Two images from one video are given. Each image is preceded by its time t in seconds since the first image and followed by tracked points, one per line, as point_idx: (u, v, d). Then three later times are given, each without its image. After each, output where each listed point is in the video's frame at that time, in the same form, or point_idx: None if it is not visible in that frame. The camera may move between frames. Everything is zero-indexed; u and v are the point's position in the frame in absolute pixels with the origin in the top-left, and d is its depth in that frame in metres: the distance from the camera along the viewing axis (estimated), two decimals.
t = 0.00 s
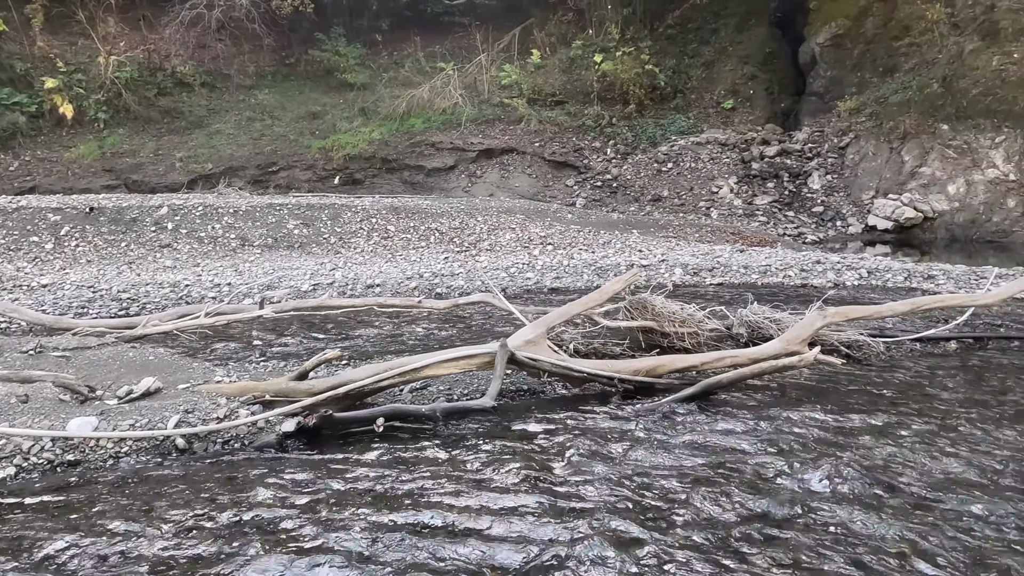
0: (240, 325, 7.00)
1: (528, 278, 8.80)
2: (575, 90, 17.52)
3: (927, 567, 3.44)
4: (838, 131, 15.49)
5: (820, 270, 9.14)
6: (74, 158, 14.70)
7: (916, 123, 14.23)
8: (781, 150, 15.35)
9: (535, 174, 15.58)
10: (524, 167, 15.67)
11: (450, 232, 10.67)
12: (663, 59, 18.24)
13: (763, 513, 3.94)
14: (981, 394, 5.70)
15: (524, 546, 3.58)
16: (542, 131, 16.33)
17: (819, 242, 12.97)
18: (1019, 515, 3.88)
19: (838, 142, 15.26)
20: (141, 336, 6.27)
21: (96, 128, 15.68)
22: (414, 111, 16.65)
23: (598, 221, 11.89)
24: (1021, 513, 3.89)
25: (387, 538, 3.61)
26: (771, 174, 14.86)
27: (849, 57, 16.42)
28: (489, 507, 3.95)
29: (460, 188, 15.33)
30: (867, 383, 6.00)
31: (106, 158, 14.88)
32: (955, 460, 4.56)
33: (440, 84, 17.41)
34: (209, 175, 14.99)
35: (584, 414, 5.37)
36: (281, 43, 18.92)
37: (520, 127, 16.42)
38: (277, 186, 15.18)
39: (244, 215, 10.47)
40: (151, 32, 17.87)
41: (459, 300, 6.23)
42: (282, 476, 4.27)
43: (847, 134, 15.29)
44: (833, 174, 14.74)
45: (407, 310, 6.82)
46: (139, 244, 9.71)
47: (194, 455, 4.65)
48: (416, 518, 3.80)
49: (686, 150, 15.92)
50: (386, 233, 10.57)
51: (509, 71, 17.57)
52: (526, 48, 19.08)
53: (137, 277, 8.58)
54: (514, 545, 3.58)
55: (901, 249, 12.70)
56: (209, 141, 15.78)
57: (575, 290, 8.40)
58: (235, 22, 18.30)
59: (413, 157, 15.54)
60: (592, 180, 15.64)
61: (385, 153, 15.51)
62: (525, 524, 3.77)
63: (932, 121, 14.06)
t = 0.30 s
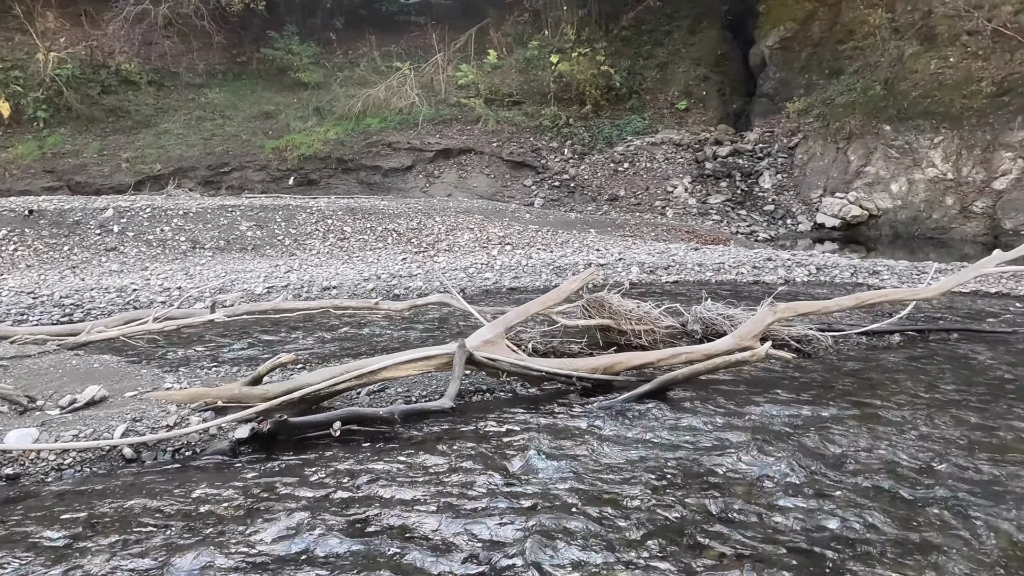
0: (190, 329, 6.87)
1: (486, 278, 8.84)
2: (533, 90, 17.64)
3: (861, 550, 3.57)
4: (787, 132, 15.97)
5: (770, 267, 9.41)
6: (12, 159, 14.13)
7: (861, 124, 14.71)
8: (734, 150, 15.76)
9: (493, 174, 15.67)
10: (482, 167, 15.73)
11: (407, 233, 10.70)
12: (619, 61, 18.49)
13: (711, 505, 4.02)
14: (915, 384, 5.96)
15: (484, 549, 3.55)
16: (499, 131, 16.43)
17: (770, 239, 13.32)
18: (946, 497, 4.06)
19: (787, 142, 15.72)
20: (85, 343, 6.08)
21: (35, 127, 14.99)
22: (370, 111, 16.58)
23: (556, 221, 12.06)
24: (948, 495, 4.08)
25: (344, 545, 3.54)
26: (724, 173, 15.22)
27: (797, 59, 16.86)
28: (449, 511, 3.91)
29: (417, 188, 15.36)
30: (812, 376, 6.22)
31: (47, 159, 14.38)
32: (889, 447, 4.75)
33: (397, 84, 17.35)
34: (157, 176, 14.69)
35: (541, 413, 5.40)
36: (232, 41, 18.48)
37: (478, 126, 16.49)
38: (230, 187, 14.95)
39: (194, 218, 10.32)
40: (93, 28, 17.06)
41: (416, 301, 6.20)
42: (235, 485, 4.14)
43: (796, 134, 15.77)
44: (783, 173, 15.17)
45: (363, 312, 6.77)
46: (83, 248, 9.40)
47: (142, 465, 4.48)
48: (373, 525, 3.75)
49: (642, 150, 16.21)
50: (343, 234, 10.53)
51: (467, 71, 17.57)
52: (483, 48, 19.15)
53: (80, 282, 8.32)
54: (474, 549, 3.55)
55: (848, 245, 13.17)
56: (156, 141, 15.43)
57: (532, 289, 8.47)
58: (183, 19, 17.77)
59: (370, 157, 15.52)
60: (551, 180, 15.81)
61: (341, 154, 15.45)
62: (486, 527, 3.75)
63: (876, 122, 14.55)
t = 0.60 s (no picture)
0: (181, 330, 6.86)
1: (478, 277, 8.84)
2: (526, 90, 17.64)
3: (846, 548, 3.58)
4: (778, 131, 16.04)
5: (762, 266, 9.44)
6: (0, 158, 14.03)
7: (852, 123, 14.76)
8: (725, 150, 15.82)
9: (485, 174, 15.67)
10: (474, 167, 15.72)
11: (399, 233, 10.69)
12: (610, 61, 18.53)
13: (701, 504, 4.03)
14: (903, 383, 5.98)
15: (475, 549, 3.55)
16: (491, 131, 16.43)
17: (761, 239, 13.38)
18: (931, 495, 4.08)
19: (778, 142, 15.79)
20: (72, 344, 6.04)
21: (24, 126, 14.86)
22: (362, 111, 16.56)
23: (547, 221, 12.08)
24: (933, 493, 4.10)
25: (334, 546, 3.53)
26: (716, 173, 15.26)
27: (789, 59, 16.89)
28: (441, 512, 3.90)
29: (409, 188, 15.34)
30: (803, 374, 6.25)
31: (36, 159, 14.27)
32: (876, 446, 4.77)
33: (389, 83, 17.31)
34: (148, 176, 14.63)
35: (531, 413, 5.39)
36: (223, 40, 18.40)
37: (470, 126, 16.49)
38: (221, 187, 14.91)
39: (184, 217, 10.28)
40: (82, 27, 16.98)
41: (407, 301, 6.18)
42: (225, 486, 4.12)
43: (787, 134, 15.83)
44: (774, 173, 15.24)
45: (354, 313, 6.75)
46: (71, 248, 9.35)
47: (131, 467, 4.45)
48: (364, 526, 3.74)
49: (634, 150, 16.25)
50: (334, 234, 10.52)
51: (459, 71, 17.57)
52: (476, 48, 19.15)
53: (69, 283, 8.28)
54: (465, 548, 3.55)
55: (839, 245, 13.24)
56: (147, 141, 15.36)
57: (524, 289, 8.48)
58: (174, 18, 17.69)
59: (361, 156, 15.49)
60: (543, 180, 15.82)
61: (333, 153, 15.42)
62: (477, 528, 3.74)
63: (867, 122, 14.60)
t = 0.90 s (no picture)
0: (173, 330, 6.84)
1: (472, 277, 8.84)
2: (520, 90, 17.64)
3: (837, 547, 3.59)
4: (772, 130, 16.05)
5: (756, 265, 9.47)
6: None
7: (846, 122, 14.83)
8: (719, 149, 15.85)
9: (480, 173, 15.67)
10: (469, 166, 15.71)
11: (394, 232, 10.68)
12: (605, 60, 18.55)
13: (694, 505, 4.03)
14: (894, 381, 6.01)
15: (468, 549, 3.56)
16: (486, 130, 16.43)
17: (756, 238, 13.42)
18: (920, 494, 4.09)
19: (772, 141, 15.84)
20: (63, 344, 6.02)
21: (15, 126, 14.78)
22: (356, 110, 16.54)
23: (542, 220, 12.09)
24: (923, 493, 4.11)
25: (328, 546, 3.54)
26: (710, 172, 15.30)
27: (783, 59, 16.94)
28: (435, 511, 3.91)
29: (404, 188, 15.33)
30: (795, 373, 6.27)
31: (28, 159, 14.21)
32: (866, 445, 4.79)
33: (384, 83, 17.29)
34: (141, 176, 14.59)
35: (523, 412, 5.40)
36: (217, 39, 18.34)
37: (464, 125, 16.48)
38: (215, 187, 14.89)
39: (177, 217, 10.26)
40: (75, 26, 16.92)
41: (400, 301, 6.17)
42: (218, 486, 4.12)
43: (781, 134, 15.88)
44: (768, 172, 15.29)
45: (347, 313, 6.74)
46: (63, 248, 9.31)
47: (123, 468, 4.44)
48: (357, 526, 3.74)
49: (628, 149, 16.27)
50: (328, 233, 10.51)
51: (454, 70, 17.56)
52: (470, 47, 19.14)
53: (61, 283, 8.25)
54: (458, 548, 3.56)
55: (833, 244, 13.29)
56: (140, 141, 15.31)
57: (518, 288, 8.48)
58: (167, 17, 17.64)
59: (356, 156, 15.47)
60: (538, 179, 15.83)
61: (327, 153, 15.39)
62: (472, 528, 3.75)
63: (860, 121, 14.68)
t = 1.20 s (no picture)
0: (165, 330, 6.83)
1: (466, 276, 8.84)
2: (515, 89, 17.62)
3: (825, 547, 3.60)
4: (766, 130, 16.13)
5: (749, 264, 9.49)
6: None
7: (839, 121, 14.89)
8: (713, 149, 15.89)
9: (474, 172, 15.67)
10: (462, 165, 15.70)
11: (388, 231, 10.67)
12: (599, 59, 18.56)
13: (685, 505, 4.03)
14: (885, 381, 6.02)
15: (460, 549, 3.55)
16: (480, 130, 16.43)
17: (749, 237, 13.46)
18: (910, 494, 4.09)
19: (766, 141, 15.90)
20: (54, 345, 5.99)
21: (6, 125, 14.70)
22: (350, 109, 16.51)
23: (536, 220, 12.10)
24: (912, 492, 4.12)
25: (319, 547, 3.53)
26: (704, 172, 15.34)
27: (776, 58, 17.00)
28: (427, 511, 3.91)
29: (398, 187, 15.31)
30: (787, 372, 6.28)
31: (19, 158, 14.14)
32: (857, 444, 4.79)
33: (378, 82, 17.25)
34: (134, 175, 14.54)
35: (515, 412, 5.39)
36: (210, 38, 18.26)
37: (459, 125, 16.47)
38: (208, 186, 14.87)
39: (170, 217, 10.23)
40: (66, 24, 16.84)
41: (393, 301, 6.15)
42: (209, 487, 4.11)
43: (774, 133, 15.94)
44: (762, 172, 15.36)
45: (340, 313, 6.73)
46: (55, 248, 9.27)
47: (114, 469, 4.42)
48: (349, 525, 3.74)
49: (622, 149, 16.30)
50: (322, 233, 10.49)
51: (448, 69, 17.54)
52: (465, 47, 19.12)
53: (53, 283, 8.22)
54: (450, 549, 3.55)
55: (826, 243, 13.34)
56: (132, 140, 15.26)
57: (512, 288, 8.48)
58: (159, 16, 17.57)
59: (349, 155, 15.45)
60: (532, 178, 15.84)
61: (320, 152, 15.36)
62: (464, 528, 3.73)
63: (853, 120, 14.74)
